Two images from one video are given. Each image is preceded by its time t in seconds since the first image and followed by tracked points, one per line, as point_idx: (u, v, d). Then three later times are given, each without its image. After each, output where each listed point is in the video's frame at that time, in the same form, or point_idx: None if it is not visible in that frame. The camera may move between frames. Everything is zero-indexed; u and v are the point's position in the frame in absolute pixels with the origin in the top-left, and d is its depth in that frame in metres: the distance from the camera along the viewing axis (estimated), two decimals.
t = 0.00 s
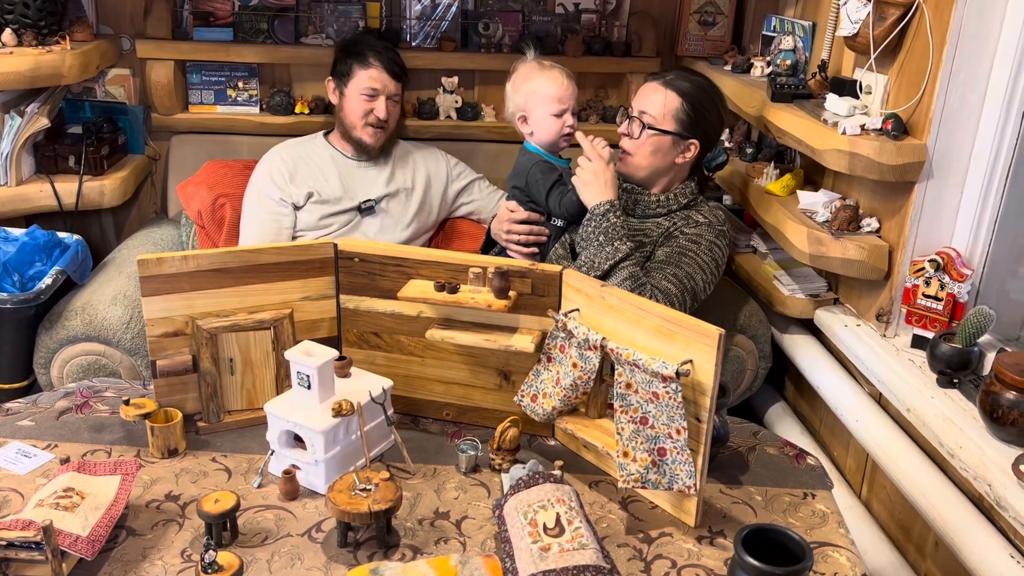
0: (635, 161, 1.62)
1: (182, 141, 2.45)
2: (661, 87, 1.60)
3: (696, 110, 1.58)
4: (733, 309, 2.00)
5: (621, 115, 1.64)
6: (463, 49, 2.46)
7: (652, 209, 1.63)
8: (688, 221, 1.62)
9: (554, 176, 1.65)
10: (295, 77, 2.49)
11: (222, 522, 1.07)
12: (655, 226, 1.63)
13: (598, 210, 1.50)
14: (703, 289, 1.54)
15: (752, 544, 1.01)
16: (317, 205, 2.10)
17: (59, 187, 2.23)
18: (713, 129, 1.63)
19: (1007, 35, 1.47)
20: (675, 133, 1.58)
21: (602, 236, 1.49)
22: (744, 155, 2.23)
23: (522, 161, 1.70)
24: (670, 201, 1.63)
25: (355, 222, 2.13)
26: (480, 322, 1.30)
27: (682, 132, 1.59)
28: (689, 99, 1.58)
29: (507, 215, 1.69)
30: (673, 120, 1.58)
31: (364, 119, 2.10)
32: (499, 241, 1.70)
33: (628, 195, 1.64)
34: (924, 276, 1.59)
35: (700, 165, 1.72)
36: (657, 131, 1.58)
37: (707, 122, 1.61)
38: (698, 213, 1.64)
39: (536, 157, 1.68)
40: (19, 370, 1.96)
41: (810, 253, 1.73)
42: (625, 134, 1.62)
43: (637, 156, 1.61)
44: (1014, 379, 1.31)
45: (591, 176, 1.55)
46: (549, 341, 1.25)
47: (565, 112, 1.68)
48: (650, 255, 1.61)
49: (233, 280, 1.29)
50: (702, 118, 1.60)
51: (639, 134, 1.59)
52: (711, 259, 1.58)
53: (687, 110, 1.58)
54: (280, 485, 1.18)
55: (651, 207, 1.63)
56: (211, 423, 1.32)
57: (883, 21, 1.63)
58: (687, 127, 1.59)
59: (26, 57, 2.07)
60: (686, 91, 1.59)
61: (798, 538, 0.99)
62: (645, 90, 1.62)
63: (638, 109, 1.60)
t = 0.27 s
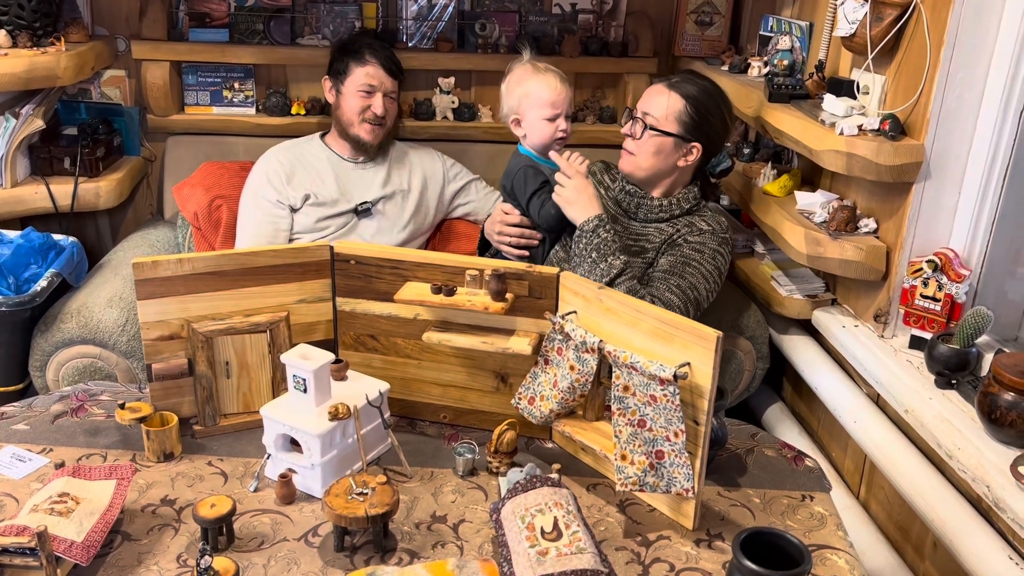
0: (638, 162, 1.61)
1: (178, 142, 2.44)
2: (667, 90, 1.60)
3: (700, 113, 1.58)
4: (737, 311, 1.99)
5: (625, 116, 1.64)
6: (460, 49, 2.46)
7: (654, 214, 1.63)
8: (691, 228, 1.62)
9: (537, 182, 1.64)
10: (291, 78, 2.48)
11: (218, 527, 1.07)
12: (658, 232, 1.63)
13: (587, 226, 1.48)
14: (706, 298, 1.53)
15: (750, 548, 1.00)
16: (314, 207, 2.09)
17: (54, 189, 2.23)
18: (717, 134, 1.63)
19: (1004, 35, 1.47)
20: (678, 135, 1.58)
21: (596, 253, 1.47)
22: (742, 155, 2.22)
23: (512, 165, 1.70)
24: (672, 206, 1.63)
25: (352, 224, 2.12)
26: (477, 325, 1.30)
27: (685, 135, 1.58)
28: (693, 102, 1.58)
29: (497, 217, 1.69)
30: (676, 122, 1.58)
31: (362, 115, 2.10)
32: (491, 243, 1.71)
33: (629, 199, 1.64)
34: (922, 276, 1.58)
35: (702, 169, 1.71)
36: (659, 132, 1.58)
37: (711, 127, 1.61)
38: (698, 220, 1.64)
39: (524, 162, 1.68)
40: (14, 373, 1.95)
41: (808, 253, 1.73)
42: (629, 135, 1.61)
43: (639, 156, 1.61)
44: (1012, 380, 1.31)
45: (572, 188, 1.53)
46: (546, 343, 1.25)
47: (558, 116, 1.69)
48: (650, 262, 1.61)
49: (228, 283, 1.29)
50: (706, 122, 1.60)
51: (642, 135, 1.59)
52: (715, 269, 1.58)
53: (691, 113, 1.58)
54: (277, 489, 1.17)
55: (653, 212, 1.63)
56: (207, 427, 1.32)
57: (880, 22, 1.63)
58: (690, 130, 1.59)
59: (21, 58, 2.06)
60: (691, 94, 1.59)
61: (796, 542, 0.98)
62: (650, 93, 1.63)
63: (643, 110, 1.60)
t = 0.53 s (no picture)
0: (635, 165, 1.61)
1: (173, 144, 2.44)
2: (665, 93, 1.60)
3: (698, 117, 1.57)
4: (740, 315, 1.98)
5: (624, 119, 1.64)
6: (456, 51, 2.45)
7: (653, 219, 1.62)
8: (691, 237, 1.61)
9: (518, 190, 1.65)
10: (287, 80, 2.48)
11: (214, 533, 1.06)
12: (657, 239, 1.63)
13: (574, 246, 1.46)
14: (705, 309, 1.54)
15: (748, 552, 1.00)
16: (310, 210, 2.08)
17: (49, 192, 2.22)
18: (715, 138, 1.62)
19: (1000, 37, 1.47)
20: (675, 138, 1.57)
21: (586, 272, 1.45)
22: (738, 156, 2.22)
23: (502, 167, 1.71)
24: (671, 211, 1.63)
25: (348, 227, 2.11)
26: (474, 328, 1.29)
27: (682, 138, 1.58)
28: (691, 106, 1.58)
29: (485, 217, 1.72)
30: (673, 126, 1.58)
31: (360, 115, 2.10)
32: (482, 241, 1.74)
33: (629, 203, 1.63)
34: (919, 278, 1.58)
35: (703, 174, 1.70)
36: (656, 135, 1.57)
37: (709, 131, 1.60)
38: (696, 226, 1.64)
39: (511, 167, 1.68)
40: (9, 377, 1.94)
41: (804, 255, 1.73)
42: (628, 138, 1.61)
43: (636, 160, 1.60)
44: (1010, 382, 1.31)
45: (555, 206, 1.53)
46: (543, 347, 1.24)
47: (547, 128, 1.64)
48: (649, 269, 1.62)
49: (224, 287, 1.28)
50: (704, 127, 1.59)
51: (639, 138, 1.59)
52: (715, 278, 1.58)
53: (689, 117, 1.57)
54: (273, 494, 1.17)
55: (652, 217, 1.62)
56: (203, 432, 1.31)
57: (876, 23, 1.63)
58: (688, 134, 1.58)
59: (15, 61, 2.05)
60: (689, 98, 1.58)
61: (794, 546, 0.98)
62: (649, 96, 1.62)
63: (642, 113, 1.60)
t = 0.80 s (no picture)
0: (626, 172, 1.61)
1: (168, 148, 2.43)
2: (651, 99, 1.59)
3: (684, 122, 1.56)
4: (737, 319, 2.00)
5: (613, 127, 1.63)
6: (452, 53, 2.45)
7: (646, 224, 1.63)
8: (684, 244, 1.61)
9: (506, 200, 1.64)
10: (282, 83, 2.47)
11: (210, 540, 1.06)
12: (650, 245, 1.62)
13: (566, 258, 1.47)
14: (699, 318, 1.54)
15: (747, 557, 1.00)
16: (306, 212, 2.08)
17: (44, 196, 2.21)
18: (705, 140, 1.61)
19: (996, 38, 1.47)
20: (664, 145, 1.57)
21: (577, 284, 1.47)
22: (735, 158, 2.22)
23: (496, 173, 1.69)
24: (665, 216, 1.63)
25: (344, 229, 2.11)
26: (470, 333, 1.29)
27: (670, 144, 1.57)
28: (678, 111, 1.57)
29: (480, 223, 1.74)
30: (661, 132, 1.57)
31: (354, 117, 2.09)
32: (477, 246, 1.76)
33: (623, 208, 1.64)
34: (916, 280, 1.58)
35: (697, 176, 1.70)
36: (644, 143, 1.57)
37: (697, 135, 1.59)
38: (689, 232, 1.64)
39: (502, 175, 1.65)
40: (4, 383, 1.94)
41: (801, 257, 1.72)
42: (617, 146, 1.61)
43: (626, 167, 1.60)
44: (1008, 385, 1.30)
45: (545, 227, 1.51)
46: (540, 351, 1.24)
47: (540, 144, 1.59)
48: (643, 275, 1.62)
49: (219, 292, 1.27)
50: (692, 131, 1.58)
51: (627, 146, 1.58)
52: (709, 286, 1.57)
53: (675, 122, 1.57)
54: (269, 500, 1.16)
55: (646, 222, 1.63)
56: (198, 437, 1.30)
57: (872, 25, 1.63)
58: (676, 139, 1.57)
59: (9, 65, 2.04)
60: (675, 102, 1.57)
61: (792, 551, 0.98)
62: (636, 102, 1.61)
63: (630, 121, 1.59)
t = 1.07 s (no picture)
0: (622, 184, 1.60)
1: (164, 152, 2.42)
2: (643, 109, 1.58)
3: (678, 131, 1.56)
4: (736, 322, 1.99)
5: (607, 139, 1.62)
6: (449, 56, 2.45)
7: (646, 230, 1.62)
8: (686, 252, 1.60)
9: (508, 208, 1.63)
10: (279, 87, 2.47)
11: (207, 549, 1.05)
12: (651, 253, 1.62)
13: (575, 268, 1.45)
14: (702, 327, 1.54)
15: (749, 564, 1.00)
16: (303, 217, 2.07)
17: (39, 201, 2.20)
18: (700, 148, 1.60)
19: (994, 41, 1.46)
20: (659, 155, 1.56)
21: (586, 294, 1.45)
22: (732, 161, 2.21)
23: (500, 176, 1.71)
24: (665, 222, 1.62)
25: (341, 234, 2.10)
26: (468, 339, 1.28)
27: (665, 154, 1.56)
28: (671, 121, 1.56)
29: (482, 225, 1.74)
30: (655, 143, 1.56)
31: (348, 120, 2.08)
32: (478, 253, 1.75)
33: (622, 215, 1.63)
34: (915, 283, 1.58)
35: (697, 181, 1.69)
36: (639, 155, 1.56)
37: (692, 143, 1.58)
38: (691, 239, 1.63)
39: (506, 180, 1.67)
40: None
41: (799, 261, 1.72)
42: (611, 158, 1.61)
43: (622, 179, 1.60)
44: (1008, 389, 1.30)
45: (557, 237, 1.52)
46: (538, 356, 1.23)
47: (542, 155, 1.61)
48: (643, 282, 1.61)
49: (215, 299, 1.27)
50: (686, 140, 1.57)
51: (622, 158, 1.58)
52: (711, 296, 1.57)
53: (668, 132, 1.56)
54: (267, 508, 1.15)
55: (645, 228, 1.62)
56: (195, 445, 1.30)
57: (869, 28, 1.62)
58: (670, 149, 1.57)
59: (4, 70, 2.03)
60: (667, 112, 1.56)
61: (794, 557, 0.99)
62: (629, 113, 1.60)
63: (622, 133, 1.58)
